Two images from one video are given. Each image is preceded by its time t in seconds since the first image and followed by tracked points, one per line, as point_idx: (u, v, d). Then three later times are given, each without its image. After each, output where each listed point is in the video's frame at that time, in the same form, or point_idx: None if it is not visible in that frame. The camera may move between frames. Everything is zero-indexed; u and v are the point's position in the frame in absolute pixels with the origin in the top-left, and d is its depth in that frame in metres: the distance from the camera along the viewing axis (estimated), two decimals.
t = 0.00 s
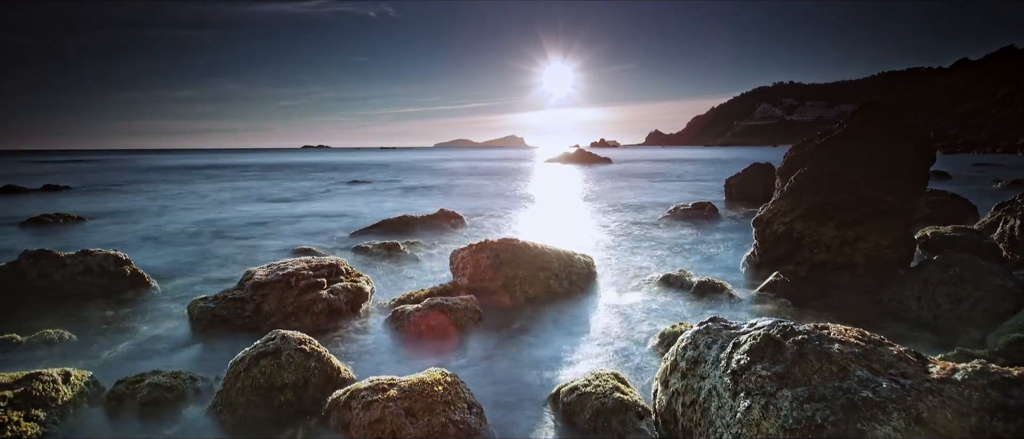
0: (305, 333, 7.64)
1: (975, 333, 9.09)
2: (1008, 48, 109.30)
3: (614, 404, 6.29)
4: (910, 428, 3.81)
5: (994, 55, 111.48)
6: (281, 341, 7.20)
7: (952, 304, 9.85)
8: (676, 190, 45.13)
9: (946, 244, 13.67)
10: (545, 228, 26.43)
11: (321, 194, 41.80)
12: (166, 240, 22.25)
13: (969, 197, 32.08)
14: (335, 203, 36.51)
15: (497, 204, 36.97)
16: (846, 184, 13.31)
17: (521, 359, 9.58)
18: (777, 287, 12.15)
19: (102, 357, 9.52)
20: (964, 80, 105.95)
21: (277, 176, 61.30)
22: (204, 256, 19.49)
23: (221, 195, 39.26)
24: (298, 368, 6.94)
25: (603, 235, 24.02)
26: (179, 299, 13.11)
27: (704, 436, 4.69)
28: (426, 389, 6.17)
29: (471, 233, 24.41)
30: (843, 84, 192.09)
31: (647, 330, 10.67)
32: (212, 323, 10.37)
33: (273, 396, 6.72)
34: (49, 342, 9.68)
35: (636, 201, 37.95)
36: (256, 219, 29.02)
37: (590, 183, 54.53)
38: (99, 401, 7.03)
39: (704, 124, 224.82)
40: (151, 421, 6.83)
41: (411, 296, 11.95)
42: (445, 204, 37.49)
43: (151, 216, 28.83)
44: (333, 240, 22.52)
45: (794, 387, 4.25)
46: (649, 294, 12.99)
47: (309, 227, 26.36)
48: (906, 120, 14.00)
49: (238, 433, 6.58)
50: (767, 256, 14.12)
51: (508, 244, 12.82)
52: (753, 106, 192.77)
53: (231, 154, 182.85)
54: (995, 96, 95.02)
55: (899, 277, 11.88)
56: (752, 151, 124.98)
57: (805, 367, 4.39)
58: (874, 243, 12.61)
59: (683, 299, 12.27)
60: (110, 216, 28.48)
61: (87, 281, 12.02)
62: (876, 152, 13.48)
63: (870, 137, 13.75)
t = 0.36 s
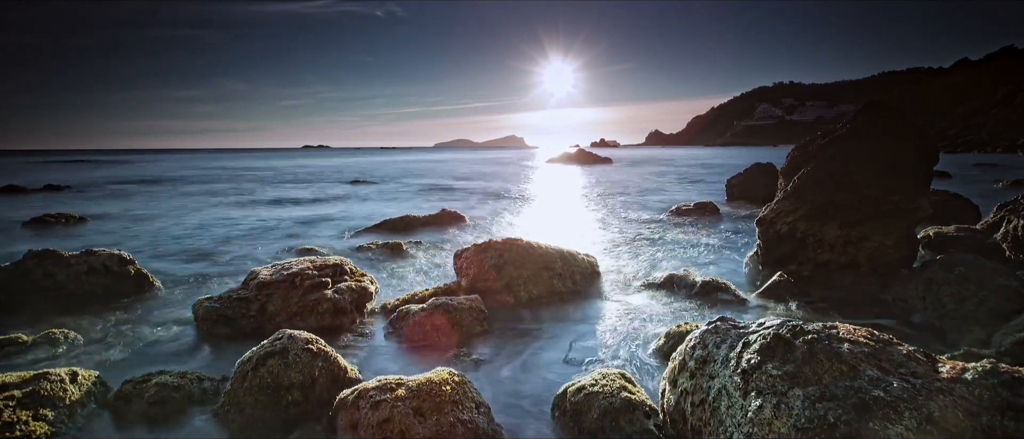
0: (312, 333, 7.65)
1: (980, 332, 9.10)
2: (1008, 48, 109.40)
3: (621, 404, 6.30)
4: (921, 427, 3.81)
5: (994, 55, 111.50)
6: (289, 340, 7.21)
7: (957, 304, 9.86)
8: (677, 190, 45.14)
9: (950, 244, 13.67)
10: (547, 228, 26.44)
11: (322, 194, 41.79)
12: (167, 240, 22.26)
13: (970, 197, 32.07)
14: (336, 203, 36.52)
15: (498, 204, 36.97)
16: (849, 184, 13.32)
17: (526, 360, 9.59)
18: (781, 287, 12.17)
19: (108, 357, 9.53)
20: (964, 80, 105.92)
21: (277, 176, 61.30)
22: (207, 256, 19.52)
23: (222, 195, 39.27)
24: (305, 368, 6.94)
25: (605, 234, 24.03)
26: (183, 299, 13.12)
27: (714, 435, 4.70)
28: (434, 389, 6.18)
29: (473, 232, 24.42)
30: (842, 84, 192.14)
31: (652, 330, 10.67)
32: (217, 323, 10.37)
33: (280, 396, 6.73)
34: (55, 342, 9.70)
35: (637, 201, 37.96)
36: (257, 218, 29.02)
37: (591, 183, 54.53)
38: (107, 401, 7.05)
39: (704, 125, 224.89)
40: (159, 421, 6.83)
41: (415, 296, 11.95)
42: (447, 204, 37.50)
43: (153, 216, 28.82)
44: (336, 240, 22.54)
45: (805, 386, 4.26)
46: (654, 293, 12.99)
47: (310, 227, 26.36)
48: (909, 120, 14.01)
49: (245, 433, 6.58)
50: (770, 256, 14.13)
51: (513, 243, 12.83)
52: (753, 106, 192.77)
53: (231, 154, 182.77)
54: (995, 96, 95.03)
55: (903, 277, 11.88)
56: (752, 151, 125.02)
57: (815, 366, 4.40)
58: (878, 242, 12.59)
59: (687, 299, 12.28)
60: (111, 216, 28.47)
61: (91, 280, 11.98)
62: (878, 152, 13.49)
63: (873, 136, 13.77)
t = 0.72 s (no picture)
0: (318, 333, 7.65)
1: (984, 332, 9.12)
2: (1008, 48, 109.34)
3: (629, 403, 6.31)
4: (933, 426, 3.82)
5: (995, 55, 111.54)
6: (295, 340, 7.21)
7: (961, 304, 9.87)
8: (678, 190, 45.16)
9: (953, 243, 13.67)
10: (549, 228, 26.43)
11: (323, 194, 41.75)
12: (170, 240, 22.29)
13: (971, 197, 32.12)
14: (338, 202, 36.49)
15: (499, 204, 36.99)
16: (853, 184, 13.32)
17: (531, 359, 9.61)
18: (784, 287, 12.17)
19: (113, 357, 9.53)
20: (964, 80, 105.93)
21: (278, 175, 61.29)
22: (209, 255, 19.51)
23: (223, 194, 39.27)
24: (312, 367, 6.95)
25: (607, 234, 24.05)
26: (187, 298, 13.15)
27: (724, 434, 4.71)
28: (442, 388, 6.19)
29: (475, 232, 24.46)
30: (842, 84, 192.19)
31: (657, 329, 10.68)
32: (222, 322, 10.40)
33: (287, 395, 6.73)
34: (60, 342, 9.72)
35: (638, 200, 37.99)
36: (259, 217, 29.03)
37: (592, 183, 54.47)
38: (115, 400, 7.07)
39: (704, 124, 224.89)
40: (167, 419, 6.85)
41: (419, 296, 11.97)
42: (448, 203, 37.52)
43: (155, 215, 28.80)
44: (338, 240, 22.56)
45: (816, 385, 4.27)
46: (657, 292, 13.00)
47: (312, 226, 26.38)
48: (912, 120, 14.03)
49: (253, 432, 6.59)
50: (773, 255, 14.13)
51: (517, 243, 12.83)
52: (753, 106, 192.80)
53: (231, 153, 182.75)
54: (995, 96, 95.06)
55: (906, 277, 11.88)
56: (753, 151, 125.02)
57: (825, 365, 4.41)
58: (881, 242, 12.60)
59: (690, 298, 12.29)
60: (113, 215, 28.50)
61: (96, 280, 12.05)
62: (882, 152, 13.51)
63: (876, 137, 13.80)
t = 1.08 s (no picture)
0: (324, 332, 7.67)
1: (989, 331, 9.13)
2: (1007, 48, 109.81)
3: (636, 402, 6.32)
4: (944, 426, 3.83)
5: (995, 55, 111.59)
6: (302, 339, 7.23)
7: (966, 304, 9.88)
8: (679, 190, 45.21)
9: (956, 243, 13.68)
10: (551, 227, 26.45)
11: (325, 193, 41.75)
12: (172, 239, 22.27)
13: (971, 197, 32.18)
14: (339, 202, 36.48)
15: (501, 204, 37.01)
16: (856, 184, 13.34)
17: (537, 358, 9.63)
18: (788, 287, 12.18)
19: (118, 356, 9.53)
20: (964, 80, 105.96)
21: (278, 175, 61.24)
22: (212, 255, 19.49)
23: (223, 194, 39.24)
24: (319, 367, 6.96)
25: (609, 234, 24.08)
26: (191, 298, 13.16)
27: (734, 433, 4.71)
28: (449, 388, 6.20)
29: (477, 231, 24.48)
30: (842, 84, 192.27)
31: (662, 328, 10.69)
32: (227, 322, 10.39)
33: (295, 395, 6.73)
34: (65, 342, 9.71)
35: (639, 200, 38.02)
36: (260, 217, 29.01)
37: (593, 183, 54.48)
38: (122, 400, 7.08)
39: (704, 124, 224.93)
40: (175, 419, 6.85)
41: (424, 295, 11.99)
42: (449, 203, 37.53)
43: (156, 215, 28.77)
44: (340, 239, 22.56)
45: (827, 384, 4.28)
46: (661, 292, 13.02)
47: (314, 226, 26.39)
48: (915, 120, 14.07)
49: (260, 432, 6.60)
50: (776, 255, 14.14)
51: (521, 243, 12.88)
52: (753, 106, 192.88)
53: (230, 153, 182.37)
54: (995, 96, 95.12)
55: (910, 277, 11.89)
56: (753, 151, 125.02)
57: (835, 365, 4.43)
58: (884, 242, 12.60)
59: (694, 297, 12.31)
60: (115, 215, 28.46)
61: (100, 280, 12.03)
62: (885, 152, 13.54)
63: (880, 137, 13.86)
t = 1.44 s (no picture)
0: (331, 332, 7.69)
1: (994, 331, 9.14)
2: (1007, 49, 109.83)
3: (643, 402, 6.32)
4: (956, 424, 3.84)
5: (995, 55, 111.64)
6: (310, 339, 7.25)
7: (970, 303, 9.88)
8: (679, 190, 45.27)
9: (960, 243, 13.69)
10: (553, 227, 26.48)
11: (326, 193, 41.77)
12: (174, 239, 22.27)
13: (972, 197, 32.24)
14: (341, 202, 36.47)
15: (502, 204, 37.04)
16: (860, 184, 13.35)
17: (542, 358, 9.64)
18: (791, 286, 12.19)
19: (123, 357, 9.52)
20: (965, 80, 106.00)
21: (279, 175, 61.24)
22: (214, 255, 19.50)
23: (224, 194, 39.21)
24: (327, 366, 6.98)
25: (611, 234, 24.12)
26: (195, 298, 13.17)
27: (744, 432, 4.71)
28: (457, 387, 6.21)
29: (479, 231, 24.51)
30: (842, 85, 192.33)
31: (667, 329, 10.68)
32: (232, 321, 10.41)
33: (302, 394, 6.73)
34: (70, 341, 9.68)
35: (640, 200, 38.07)
36: (262, 217, 29.01)
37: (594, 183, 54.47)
38: (128, 400, 7.09)
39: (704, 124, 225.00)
40: (182, 418, 6.86)
41: (428, 295, 12.00)
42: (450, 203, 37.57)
43: (157, 215, 28.74)
44: (342, 239, 22.59)
45: (838, 384, 4.29)
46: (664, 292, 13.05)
47: (316, 226, 26.40)
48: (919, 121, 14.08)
49: (268, 432, 6.60)
50: (780, 255, 14.16)
51: (524, 242, 12.87)
52: (753, 106, 192.89)
53: (231, 153, 182.49)
54: (995, 96, 95.18)
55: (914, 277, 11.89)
56: (753, 151, 125.01)
57: (846, 364, 4.44)
58: (888, 242, 12.61)
59: (697, 297, 12.34)
60: (116, 215, 28.44)
61: (104, 279, 12.06)
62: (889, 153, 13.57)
63: (884, 138, 13.91)
